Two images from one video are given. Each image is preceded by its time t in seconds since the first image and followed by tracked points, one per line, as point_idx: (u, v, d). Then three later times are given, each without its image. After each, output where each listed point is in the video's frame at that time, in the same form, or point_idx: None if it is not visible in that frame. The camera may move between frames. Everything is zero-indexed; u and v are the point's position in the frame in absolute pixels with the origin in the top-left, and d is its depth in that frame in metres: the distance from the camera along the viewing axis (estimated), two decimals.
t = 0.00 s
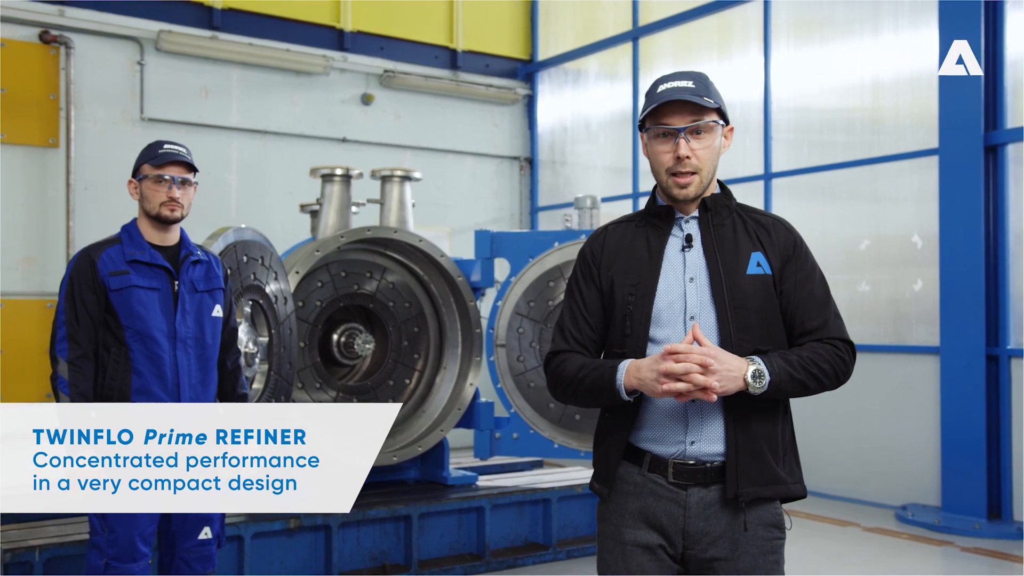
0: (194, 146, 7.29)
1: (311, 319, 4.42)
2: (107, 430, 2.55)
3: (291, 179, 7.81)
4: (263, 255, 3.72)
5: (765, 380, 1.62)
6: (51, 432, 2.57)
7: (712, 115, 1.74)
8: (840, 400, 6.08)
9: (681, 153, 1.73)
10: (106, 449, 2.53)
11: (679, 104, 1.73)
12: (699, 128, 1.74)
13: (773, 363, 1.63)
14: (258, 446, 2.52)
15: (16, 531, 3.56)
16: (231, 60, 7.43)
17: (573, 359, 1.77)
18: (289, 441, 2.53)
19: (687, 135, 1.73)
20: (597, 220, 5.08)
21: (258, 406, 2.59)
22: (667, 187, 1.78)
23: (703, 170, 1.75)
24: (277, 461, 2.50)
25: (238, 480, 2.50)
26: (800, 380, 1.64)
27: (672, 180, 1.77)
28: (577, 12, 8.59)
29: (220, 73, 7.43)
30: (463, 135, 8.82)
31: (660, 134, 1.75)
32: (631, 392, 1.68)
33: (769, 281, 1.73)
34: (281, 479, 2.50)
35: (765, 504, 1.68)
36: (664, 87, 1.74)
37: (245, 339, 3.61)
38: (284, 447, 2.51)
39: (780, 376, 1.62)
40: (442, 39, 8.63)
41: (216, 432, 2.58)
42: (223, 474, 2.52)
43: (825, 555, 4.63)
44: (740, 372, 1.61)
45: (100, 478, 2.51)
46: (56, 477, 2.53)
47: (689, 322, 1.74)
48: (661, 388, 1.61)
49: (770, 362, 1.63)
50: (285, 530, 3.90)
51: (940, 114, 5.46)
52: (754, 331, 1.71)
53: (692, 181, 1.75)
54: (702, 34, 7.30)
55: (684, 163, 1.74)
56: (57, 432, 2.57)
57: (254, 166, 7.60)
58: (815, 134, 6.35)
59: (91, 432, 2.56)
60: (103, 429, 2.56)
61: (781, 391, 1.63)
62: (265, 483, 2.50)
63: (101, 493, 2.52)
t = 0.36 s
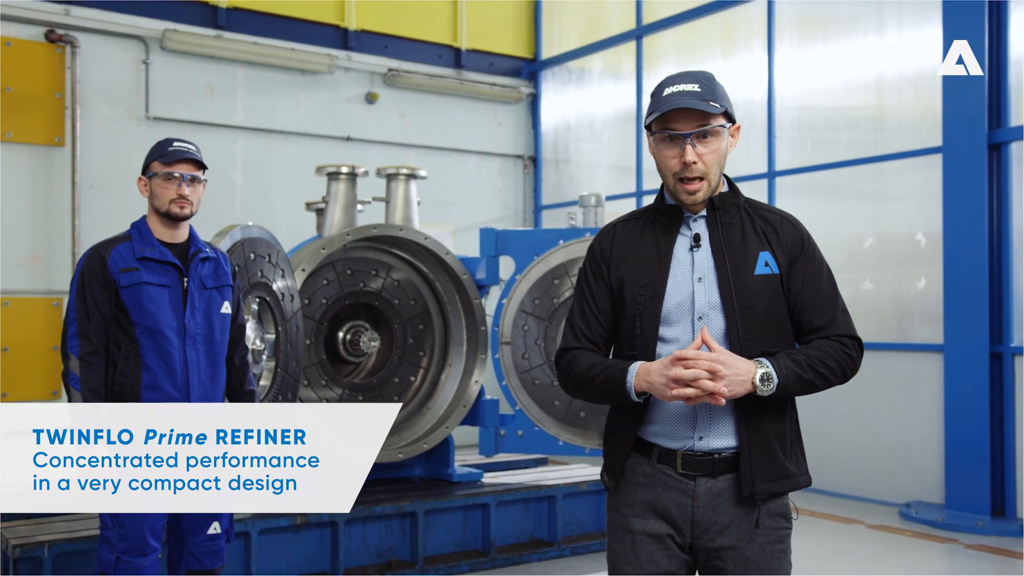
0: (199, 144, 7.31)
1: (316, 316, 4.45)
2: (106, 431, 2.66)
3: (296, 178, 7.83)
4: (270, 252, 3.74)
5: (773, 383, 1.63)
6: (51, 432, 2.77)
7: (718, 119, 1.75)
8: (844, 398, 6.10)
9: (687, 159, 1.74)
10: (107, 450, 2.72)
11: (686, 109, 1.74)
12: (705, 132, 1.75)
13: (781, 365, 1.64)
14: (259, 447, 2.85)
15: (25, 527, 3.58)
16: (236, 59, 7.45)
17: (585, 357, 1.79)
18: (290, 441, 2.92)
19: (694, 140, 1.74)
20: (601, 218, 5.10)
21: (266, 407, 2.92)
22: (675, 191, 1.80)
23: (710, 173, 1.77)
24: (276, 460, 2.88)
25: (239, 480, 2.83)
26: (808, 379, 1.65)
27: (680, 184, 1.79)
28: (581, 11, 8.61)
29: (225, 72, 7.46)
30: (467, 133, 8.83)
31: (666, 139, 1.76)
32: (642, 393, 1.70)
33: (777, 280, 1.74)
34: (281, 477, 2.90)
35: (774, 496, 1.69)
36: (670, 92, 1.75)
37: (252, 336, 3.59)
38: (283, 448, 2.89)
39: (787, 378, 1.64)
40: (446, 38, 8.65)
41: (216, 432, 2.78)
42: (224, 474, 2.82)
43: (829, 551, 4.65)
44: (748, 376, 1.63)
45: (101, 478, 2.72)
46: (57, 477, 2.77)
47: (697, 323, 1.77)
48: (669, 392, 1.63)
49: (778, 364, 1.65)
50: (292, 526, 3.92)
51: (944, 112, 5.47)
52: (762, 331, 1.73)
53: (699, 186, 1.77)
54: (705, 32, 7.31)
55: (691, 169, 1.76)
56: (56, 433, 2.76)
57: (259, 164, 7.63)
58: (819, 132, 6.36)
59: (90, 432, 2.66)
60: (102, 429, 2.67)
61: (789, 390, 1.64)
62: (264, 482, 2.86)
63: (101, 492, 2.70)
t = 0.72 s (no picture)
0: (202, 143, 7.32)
1: (320, 314, 4.45)
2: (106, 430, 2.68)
3: (299, 176, 7.85)
4: (274, 250, 3.76)
5: (775, 375, 1.65)
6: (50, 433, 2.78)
7: (719, 115, 1.76)
8: (846, 396, 6.11)
9: (690, 153, 1.76)
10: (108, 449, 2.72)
11: (687, 105, 1.76)
12: (706, 128, 1.76)
13: (783, 358, 1.66)
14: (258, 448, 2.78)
15: (30, 524, 3.60)
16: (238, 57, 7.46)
17: (588, 353, 1.81)
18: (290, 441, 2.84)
19: (695, 136, 1.75)
20: (604, 216, 5.11)
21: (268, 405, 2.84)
22: (677, 187, 1.81)
23: (711, 169, 1.78)
24: (276, 461, 2.79)
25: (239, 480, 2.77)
26: (810, 373, 1.66)
27: (681, 178, 1.80)
28: (584, 9, 8.61)
29: (228, 70, 7.47)
30: (470, 132, 8.85)
31: (668, 135, 1.77)
32: (643, 388, 1.71)
33: (779, 275, 1.75)
34: (281, 479, 2.81)
35: (777, 491, 1.71)
36: (671, 88, 1.76)
37: (257, 333, 3.65)
38: (283, 447, 2.80)
39: (789, 371, 1.65)
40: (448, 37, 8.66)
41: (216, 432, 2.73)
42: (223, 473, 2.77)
43: (831, 549, 4.65)
44: (751, 369, 1.64)
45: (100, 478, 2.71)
46: (56, 477, 2.74)
47: (700, 318, 1.78)
48: (673, 385, 1.64)
49: (780, 357, 1.66)
50: (296, 523, 3.94)
51: (946, 110, 5.48)
52: (765, 326, 1.74)
53: (701, 180, 1.78)
54: (707, 31, 7.32)
55: (693, 164, 1.77)
56: (56, 433, 2.76)
57: (261, 163, 7.64)
58: (821, 130, 6.37)
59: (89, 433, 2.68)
60: (102, 429, 2.68)
61: (791, 384, 1.66)
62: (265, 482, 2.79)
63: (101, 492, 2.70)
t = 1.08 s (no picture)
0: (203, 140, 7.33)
1: (321, 311, 4.46)
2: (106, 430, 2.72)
3: (301, 174, 7.85)
4: (276, 247, 3.77)
5: (774, 367, 1.65)
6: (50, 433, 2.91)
7: (722, 99, 1.78)
8: (846, 393, 6.12)
9: (692, 131, 1.76)
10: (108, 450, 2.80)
11: (691, 85, 1.78)
12: (709, 110, 1.77)
13: (783, 350, 1.66)
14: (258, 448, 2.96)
15: (33, 521, 3.61)
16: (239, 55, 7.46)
17: (587, 345, 1.81)
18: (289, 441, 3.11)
19: (698, 115, 1.76)
20: (605, 213, 5.11)
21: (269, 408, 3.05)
22: (679, 168, 1.81)
23: (713, 151, 1.78)
24: (276, 461, 3.04)
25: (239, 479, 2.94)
26: (811, 365, 1.67)
27: (683, 159, 1.79)
28: (585, 7, 8.61)
29: (229, 68, 7.47)
30: (471, 130, 8.86)
31: (671, 116, 1.78)
32: (642, 379, 1.72)
33: (781, 267, 1.76)
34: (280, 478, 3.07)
35: (778, 486, 1.71)
36: (676, 73, 1.79)
37: (259, 330, 3.66)
38: (284, 447, 3.07)
39: (790, 363, 1.66)
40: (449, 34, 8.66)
41: (216, 432, 2.82)
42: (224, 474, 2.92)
43: (832, 546, 4.67)
44: (750, 361, 1.65)
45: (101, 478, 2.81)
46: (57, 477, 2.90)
47: (701, 310, 1.78)
48: (670, 376, 1.65)
49: (780, 348, 1.67)
50: (298, 520, 3.95)
51: (947, 107, 5.48)
52: (766, 318, 1.75)
53: (702, 160, 1.79)
54: (708, 29, 7.32)
55: (695, 143, 1.77)
56: (56, 433, 2.90)
57: (263, 160, 7.64)
58: (822, 128, 6.38)
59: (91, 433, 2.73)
60: (102, 429, 2.72)
61: (791, 376, 1.66)
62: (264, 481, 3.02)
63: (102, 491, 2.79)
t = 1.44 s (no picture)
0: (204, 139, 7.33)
1: (322, 309, 4.46)
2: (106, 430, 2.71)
3: (301, 172, 7.85)
4: (277, 245, 3.77)
5: (777, 363, 1.66)
6: (51, 432, 2.92)
7: (718, 98, 1.78)
8: (847, 391, 6.12)
9: (690, 136, 1.76)
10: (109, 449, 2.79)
11: (686, 88, 1.77)
12: (706, 111, 1.77)
13: (785, 345, 1.67)
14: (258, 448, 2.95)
15: (35, 518, 3.61)
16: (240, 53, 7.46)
17: (589, 344, 1.82)
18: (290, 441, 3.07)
19: (695, 118, 1.76)
20: (606, 211, 5.11)
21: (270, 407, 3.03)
22: (678, 172, 1.82)
23: (712, 152, 1.79)
24: (276, 461, 3.00)
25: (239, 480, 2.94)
26: (813, 362, 1.67)
27: (682, 163, 1.81)
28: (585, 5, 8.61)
29: (230, 66, 7.47)
30: (472, 128, 8.86)
31: (668, 120, 1.78)
32: (643, 375, 1.72)
33: (783, 263, 1.76)
34: (280, 478, 3.04)
35: (779, 485, 1.72)
36: (671, 74, 1.78)
37: (261, 328, 3.66)
38: (284, 448, 3.03)
39: (792, 358, 1.66)
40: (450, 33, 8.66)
41: (216, 432, 2.81)
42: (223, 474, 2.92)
43: (832, 543, 4.67)
44: (751, 356, 1.65)
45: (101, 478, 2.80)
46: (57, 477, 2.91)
47: (703, 305, 1.79)
48: (672, 370, 1.66)
49: (782, 344, 1.67)
50: (299, 517, 3.95)
51: (947, 105, 5.48)
52: (768, 314, 1.75)
53: (702, 163, 1.79)
54: (708, 28, 7.33)
55: (693, 146, 1.78)
56: (56, 433, 2.90)
57: (263, 159, 7.65)
58: (823, 126, 6.38)
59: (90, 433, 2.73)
60: (102, 429, 2.72)
61: (793, 372, 1.67)
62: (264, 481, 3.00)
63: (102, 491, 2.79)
